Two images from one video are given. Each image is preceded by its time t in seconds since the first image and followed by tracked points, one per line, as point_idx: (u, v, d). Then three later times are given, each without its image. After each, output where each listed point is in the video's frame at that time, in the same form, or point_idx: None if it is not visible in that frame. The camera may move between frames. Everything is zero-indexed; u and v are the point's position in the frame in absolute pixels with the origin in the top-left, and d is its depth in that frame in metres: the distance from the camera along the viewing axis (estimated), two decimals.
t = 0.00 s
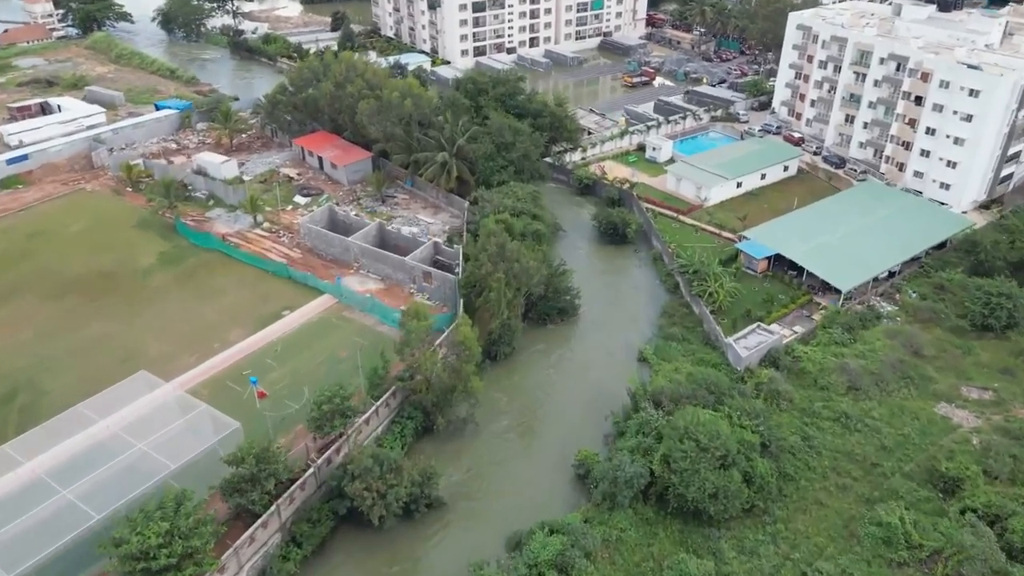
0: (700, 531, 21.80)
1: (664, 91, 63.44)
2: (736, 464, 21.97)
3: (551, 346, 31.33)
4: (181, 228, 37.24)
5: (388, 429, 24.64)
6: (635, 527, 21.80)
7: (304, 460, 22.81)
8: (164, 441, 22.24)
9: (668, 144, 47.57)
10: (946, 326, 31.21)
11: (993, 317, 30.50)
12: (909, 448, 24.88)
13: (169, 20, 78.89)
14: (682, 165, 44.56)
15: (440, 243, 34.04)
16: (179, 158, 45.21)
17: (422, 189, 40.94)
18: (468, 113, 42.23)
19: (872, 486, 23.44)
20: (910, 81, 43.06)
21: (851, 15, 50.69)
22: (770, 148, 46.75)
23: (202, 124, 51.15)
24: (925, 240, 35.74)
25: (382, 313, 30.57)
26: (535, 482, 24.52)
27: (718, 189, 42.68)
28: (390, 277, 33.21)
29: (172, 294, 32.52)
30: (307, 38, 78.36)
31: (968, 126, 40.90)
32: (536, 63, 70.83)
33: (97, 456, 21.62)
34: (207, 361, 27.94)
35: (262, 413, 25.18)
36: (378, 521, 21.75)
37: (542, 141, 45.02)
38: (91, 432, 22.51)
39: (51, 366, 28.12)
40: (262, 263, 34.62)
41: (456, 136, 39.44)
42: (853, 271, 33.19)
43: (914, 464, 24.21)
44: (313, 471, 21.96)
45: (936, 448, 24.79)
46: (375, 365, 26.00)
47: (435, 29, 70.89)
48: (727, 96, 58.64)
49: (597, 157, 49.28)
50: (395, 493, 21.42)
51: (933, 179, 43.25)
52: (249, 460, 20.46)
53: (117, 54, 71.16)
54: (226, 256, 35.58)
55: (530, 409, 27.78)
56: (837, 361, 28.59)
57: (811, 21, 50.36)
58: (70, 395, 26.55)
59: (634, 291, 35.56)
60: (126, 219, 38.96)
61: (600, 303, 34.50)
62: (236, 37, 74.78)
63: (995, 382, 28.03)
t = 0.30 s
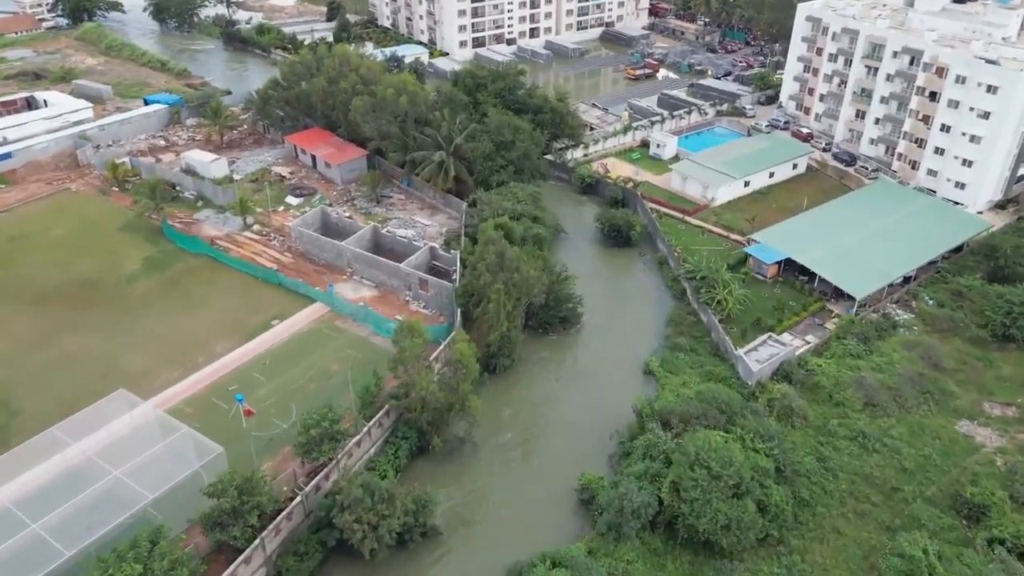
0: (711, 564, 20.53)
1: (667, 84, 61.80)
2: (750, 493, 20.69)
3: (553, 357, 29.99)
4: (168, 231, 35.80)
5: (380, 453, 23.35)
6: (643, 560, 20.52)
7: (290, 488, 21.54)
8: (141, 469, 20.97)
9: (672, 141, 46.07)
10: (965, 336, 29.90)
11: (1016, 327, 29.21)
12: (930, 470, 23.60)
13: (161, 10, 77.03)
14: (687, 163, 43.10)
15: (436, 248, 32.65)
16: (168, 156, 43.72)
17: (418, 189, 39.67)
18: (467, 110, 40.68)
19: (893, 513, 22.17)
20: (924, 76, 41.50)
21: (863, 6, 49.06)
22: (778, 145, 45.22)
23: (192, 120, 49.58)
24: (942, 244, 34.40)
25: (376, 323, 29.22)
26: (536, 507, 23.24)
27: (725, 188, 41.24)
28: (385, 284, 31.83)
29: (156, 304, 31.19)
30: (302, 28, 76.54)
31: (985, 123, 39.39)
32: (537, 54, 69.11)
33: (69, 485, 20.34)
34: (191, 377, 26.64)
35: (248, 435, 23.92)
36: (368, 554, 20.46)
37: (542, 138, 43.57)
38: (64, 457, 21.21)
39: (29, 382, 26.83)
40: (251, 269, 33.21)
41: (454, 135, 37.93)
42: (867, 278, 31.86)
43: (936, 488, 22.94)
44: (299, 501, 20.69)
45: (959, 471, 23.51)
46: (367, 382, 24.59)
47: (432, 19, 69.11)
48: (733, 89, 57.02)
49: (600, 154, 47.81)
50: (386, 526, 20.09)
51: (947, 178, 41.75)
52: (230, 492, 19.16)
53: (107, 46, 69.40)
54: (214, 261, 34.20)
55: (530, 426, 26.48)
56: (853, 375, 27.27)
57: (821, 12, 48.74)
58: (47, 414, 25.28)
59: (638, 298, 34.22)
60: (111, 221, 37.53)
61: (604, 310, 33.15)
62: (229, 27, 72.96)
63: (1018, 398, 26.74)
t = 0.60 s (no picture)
0: None
1: (671, 89, 60.41)
2: (767, 539, 19.35)
3: (554, 381, 28.60)
4: (153, 245, 34.40)
5: (371, 491, 22.01)
6: None
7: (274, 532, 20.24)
8: (116, 511, 19.66)
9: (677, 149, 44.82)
10: (986, 360, 28.60)
11: None
12: (955, 508, 22.27)
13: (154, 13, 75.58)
14: (693, 172, 41.78)
15: (433, 265, 31.27)
16: (157, 166, 42.36)
17: (415, 200, 38.36)
18: (465, 118, 39.29)
19: (917, 556, 20.84)
20: (938, 83, 40.12)
21: (873, 10, 47.69)
22: (787, 154, 43.84)
23: (183, 127, 48.21)
24: (960, 259, 33.11)
25: (369, 346, 27.86)
26: (537, 548, 21.90)
27: (732, 200, 39.91)
28: (379, 304, 30.45)
29: (139, 323, 29.74)
30: (298, 31, 75.18)
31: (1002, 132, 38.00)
32: (537, 58, 67.75)
33: (38, 529, 18.98)
34: (172, 405, 25.24)
35: (232, 470, 22.61)
36: None
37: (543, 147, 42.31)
38: (33, 497, 19.81)
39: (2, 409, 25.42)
40: (239, 287, 31.81)
41: (452, 145, 36.58)
42: (882, 295, 30.51)
43: (963, 529, 21.60)
44: (284, 548, 19.38)
45: (987, 509, 22.16)
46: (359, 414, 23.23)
47: (430, 22, 67.75)
48: (738, 94, 55.70)
49: (602, 162, 46.55)
50: None
51: (962, 189, 40.34)
52: (208, 541, 17.82)
53: (98, 50, 68.05)
54: (201, 278, 32.81)
55: (531, 457, 25.11)
56: (871, 402, 25.89)
57: (830, 16, 47.38)
58: (20, 446, 23.92)
59: (643, 316, 32.85)
60: (96, 234, 36.14)
61: (608, 330, 31.80)
62: (223, 30, 71.54)
63: None
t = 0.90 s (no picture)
0: None
1: (678, 96, 58.88)
2: None
3: (559, 411, 27.07)
4: (141, 263, 32.98)
5: (363, 538, 20.54)
6: None
7: None
8: (85, 567, 18.11)
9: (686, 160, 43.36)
10: (1016, 390, 27.06)
11: None
12: (990, 559, 20.75)
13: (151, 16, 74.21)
14: (703, 186, 40.25)
15: (432, 286, 29.81)
16: (148, 178, 40.98)
17: (414, 215, 36.97)
18: (466, 130, 37.98)
19: None
20: (959, 93, 38.59)
21: (888, 16, 46.13)
22: (800, 165, 42.26)
23: (176, 136, 46.79)
24: (983, 280, 31.62)
25: (363, 374, 26.42)
26: None
27: (744, 214, 38.38)
28: (375, 327, 29.00)
29: (122, 349, 28.33)
30: (297, 35, 73.75)
31: None
32: (541, 63, 66.27)
33: None
34: (154, 442, 23.77)
35: (216, 515, 21.17)
36: None
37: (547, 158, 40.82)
38: None
39: None
40: (229, 309, 30.36)
41: (452, 159, 35.25)
42: (904, 320, 29.01)
43: None
44: None
45: None
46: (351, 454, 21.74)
47: (432, 26, 66.32)
48: (748, 102, 54.22)
49: (608, 172, 45.16)
50: None
51: (984, 204, 38.77)
52: None
53: (93, 54, 66.67)
54: (190, 299, 31.38)
55: (534, 497, 23.65)
56: (896, 438, 24.41)
57: (844, 23, 45.83)
58: None
59: (652, 339, 31.29)
60: (82, 251, 34.74)
61: (615, 354, 30.31)
62: (221, 34, 70.16)
63: None
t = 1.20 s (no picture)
0: None
1: (687, 103, 57.45)
2: None
3: (566, 441, 25.70)
4: (131, 281, 31.75)
5: None
6: None
7: None
8: None
9: (696, 170, 42.06)
10: None
11: None
12: None
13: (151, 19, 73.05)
14: (714, 198, 38.85)
15: (432, 307, 28.47)
16: (142, 190, 39.78)
17: (416, 229, 35.76)
18: (470, 142, 36.73)
19: None
20: (981, 103, 37.14)
21: (905, 22, 44.65)
22: (816, 177, 40.80)
23: (172, 145, 45.59)
24: (1012, 302, 30.17)
25: (360, 403, 25.07)
26: None
27: (758, 229, 36.94)
28: (373, 351, 27.65)
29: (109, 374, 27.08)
30: (299, 39, 72.53)
31: None
32: (547, 68, 64.96)
33: None
34: (137, 477, 22.48)
35: (201, 559, 19.92)
36: None
37: (553, 169, 39.53)
38: None
39: None
40: (222, 331, 29.05)
41: (454, 172, 34.11)
42: (930, 346, 27.52)
43: None
44: None
45: None
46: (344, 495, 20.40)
47: (436, 31, 65.04)
48: (759, 108, 52.94)
49: (616, 182, 43.91)
50: None
51: (1008, 218, 37.25)
52: None
53: (91, 58, 65.50)
54: (181, 319, 30.11)
55: (540, 536, 22.34)
56: (924, 475, 23.01)
57: (860, 29, 44.40)
58: None
59: (663, 363, 29.85)
60: (71, 267, 33.54)
61: (625, 378, 28.89)
62: (221, 38, 68.96)
63: None
